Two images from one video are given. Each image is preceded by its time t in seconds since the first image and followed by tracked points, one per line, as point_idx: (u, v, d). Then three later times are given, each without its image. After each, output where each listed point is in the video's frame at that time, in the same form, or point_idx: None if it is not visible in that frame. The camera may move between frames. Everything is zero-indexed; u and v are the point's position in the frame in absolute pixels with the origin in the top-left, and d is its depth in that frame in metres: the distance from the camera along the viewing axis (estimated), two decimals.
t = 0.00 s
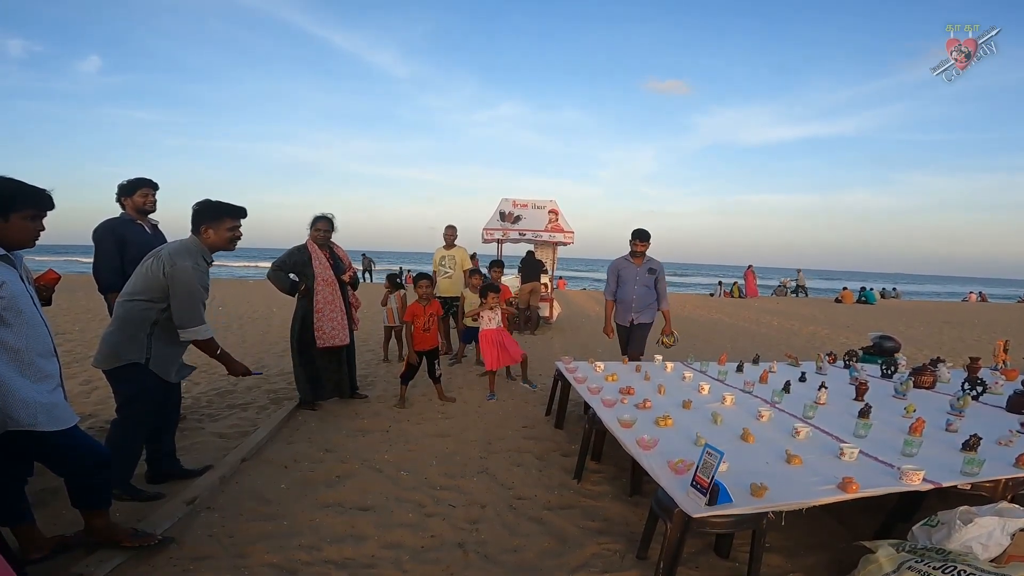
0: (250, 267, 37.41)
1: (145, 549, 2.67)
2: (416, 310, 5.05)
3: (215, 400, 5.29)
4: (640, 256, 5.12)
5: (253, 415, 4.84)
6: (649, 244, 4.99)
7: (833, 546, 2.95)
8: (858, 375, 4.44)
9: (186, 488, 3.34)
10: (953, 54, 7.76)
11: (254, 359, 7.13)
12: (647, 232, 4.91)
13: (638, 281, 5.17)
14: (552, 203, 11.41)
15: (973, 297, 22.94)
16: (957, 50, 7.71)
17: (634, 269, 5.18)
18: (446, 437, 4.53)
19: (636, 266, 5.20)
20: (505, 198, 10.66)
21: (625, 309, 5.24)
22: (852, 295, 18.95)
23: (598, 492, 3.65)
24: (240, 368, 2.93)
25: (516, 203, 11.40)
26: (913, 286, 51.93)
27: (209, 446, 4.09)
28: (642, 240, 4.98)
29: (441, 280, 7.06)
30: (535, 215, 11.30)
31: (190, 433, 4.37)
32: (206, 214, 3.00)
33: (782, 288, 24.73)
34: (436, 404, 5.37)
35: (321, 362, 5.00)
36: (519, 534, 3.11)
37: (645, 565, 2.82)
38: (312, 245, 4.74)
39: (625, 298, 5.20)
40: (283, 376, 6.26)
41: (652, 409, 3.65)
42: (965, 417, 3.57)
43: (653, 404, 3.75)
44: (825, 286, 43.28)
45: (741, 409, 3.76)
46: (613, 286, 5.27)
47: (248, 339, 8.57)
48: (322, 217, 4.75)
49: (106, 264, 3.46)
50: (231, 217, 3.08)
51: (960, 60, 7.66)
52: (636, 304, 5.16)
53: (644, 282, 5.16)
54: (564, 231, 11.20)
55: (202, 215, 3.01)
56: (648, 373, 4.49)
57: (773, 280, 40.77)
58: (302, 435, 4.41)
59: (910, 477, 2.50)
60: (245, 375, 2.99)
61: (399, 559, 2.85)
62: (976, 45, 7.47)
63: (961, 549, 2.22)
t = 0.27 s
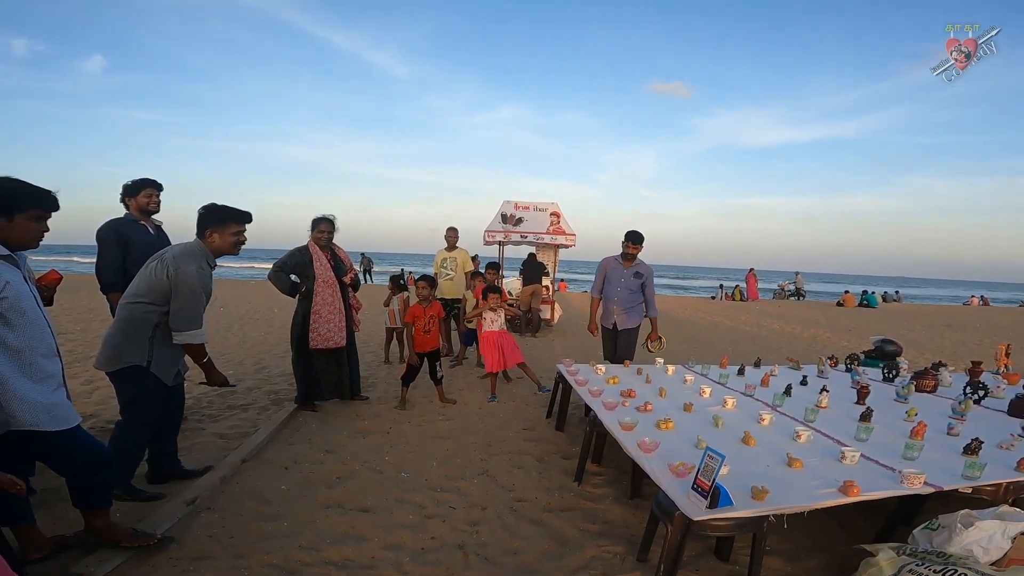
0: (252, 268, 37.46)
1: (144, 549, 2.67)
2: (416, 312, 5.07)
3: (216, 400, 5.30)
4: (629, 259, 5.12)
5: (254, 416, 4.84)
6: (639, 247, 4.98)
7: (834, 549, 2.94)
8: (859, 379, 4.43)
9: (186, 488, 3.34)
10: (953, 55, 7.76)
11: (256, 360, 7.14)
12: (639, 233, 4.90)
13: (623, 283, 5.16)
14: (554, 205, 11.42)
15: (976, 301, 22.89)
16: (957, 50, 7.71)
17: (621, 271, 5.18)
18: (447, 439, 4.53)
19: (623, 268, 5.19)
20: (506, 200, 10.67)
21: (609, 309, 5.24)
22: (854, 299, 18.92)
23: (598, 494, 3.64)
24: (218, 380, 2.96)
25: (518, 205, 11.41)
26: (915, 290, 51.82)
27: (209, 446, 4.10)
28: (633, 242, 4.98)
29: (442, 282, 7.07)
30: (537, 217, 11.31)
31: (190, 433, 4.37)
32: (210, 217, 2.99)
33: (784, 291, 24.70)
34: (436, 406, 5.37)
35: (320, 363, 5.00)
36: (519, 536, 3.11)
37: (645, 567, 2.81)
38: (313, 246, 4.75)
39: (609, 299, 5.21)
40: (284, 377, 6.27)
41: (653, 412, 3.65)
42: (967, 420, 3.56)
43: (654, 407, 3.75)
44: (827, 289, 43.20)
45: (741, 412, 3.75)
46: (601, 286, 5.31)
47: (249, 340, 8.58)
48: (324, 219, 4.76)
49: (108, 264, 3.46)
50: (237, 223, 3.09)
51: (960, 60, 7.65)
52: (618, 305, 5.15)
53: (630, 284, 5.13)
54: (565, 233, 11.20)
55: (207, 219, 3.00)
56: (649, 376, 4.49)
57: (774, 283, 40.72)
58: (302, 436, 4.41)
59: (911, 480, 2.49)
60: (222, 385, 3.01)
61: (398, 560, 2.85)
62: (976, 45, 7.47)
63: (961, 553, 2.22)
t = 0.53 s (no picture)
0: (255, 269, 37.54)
1: (145, 549, 2.68)
2: (419, 313, 5.08)
3: (219, 401, 5.31)
4: (616, 256, 5.13)
5: (256, 416, 4.85)
6: (625, 244, 5.00)
7: (836, 551, 2.93)
8: (862, 381, 4.42)
9: (188, 488, 3.35)
10: (954, 54, 7.75)
11: (258, 360, 7.15)
12: (625, 232, 4.91)
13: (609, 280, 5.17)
14: (556, 206, 11.43)
15: (979, 303, 22.84)
16: (957, 50, 7.70)
17: (609, 269, 5.18)
18: (449, 440, 4.53)
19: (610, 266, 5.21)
20: (508, 200, 10.71)
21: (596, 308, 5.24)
22: (857, 300, 18.87)
23: (600, 496, 3.64)
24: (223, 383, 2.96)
25: (520, 206, 11.42)
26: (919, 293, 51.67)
27: (211, 446, 4.11)
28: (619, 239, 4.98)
29: (444, 282, 7.08)
30: (538, 218, 11.32)
31: (193, 433, 4.39)
32: (213, 219, 2.98)
33: (787, 292, 24.65)
34: (438, 407, 5.38)
35: (321, 364, 5.01)
36: (519, 538, 3.11)
37: (646, 569, 2.81)
38: (314, 247, 4.77)
39: (596, 297, 5.21)
40: (286, 377, 6.29)
41: (655, 413, 3.65)
42: (970, 423, 3.55)
43: (656, 408, 3.75)
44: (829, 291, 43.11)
45: (743, 413, 3.75)
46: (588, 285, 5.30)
47: (252, 340, 8.60)
48: (327, 219, 4.77)
49: (112, 263, 3.46)
50: (241, 223, 3.07)
51: (960, 60, 7.64)
52: (605, 303, 5.15)
53: (619, 281, 5.15)
54: (567, 234, 11.21)
55: (210, 220, 2.99)
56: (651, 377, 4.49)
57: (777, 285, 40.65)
58: (304, 437, 4.42)
59: (913, 482, 2.49)
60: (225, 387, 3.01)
61: (399, 561, 2.85)
62: (976, 45, 7.46)
63: (963, 555, 2.21)
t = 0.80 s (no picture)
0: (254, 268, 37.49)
1: (145, 549, 2.68)
2: (419, 312, 5.08)
3: (218, 400, 5.31)
4: (592, 253, 5.14)
5: (256, 415, 4.85)
6: (599, 242, 5.00)
7: (835, 549, 2.94)
8: (861, 379, 4.43)
9: (188, 488, 3.35)
10: (954, 54, 7.75)
11: (257, 359, 7.15)
12: (599, 229, 4.90)
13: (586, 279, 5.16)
14: (555, 204, 11.42)
15: (978, 300, 22.87)
16: (957, 50, 7.70)
17: (584, 267, 5.17)
18: (449, 438, 4.54)
19: (585, 264, 5.20)
20: (507, 199, 10.70)
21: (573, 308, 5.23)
22: (855, 298, 18.89)
23: (600, 494, 3.65)
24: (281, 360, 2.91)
25: (519, 205, 11.41)
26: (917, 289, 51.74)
27: (211, 445, 4.11)
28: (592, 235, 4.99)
29: (443, 281, 7.07)
30: (538, 217, 11.31)
31: (193, 432, 4.39)
32: (209, 213, 2.97)
33: (785, 290, 24.67)
34: (438, 405, 5.38)
35: (319, 363, 5.01)
36: (520, 536, 3.11)
37: (646, 567, 2.82)
38: (312, 246, 4.76)
39: (573, 297, 5.19)
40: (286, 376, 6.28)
41: (654, 411, 3.65)
42: (969, 420, 3.56)
43: (655, 406, 3.75)
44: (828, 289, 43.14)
45: (743, 411, 3.75)
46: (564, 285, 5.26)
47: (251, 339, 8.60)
48: (324, 218, 4.77)
49: (112, 263, 3.45)
50: (236, 216, 3.05)
51: (960, 60, 7.65)
52: (583, 303, 5.15)
53: (596, 278, 5.18)
54: (566, 232, 11.20)
55: (205, 215, 2.98)
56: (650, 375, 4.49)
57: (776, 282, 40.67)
58: (304, 436, 4.42)
59: (912, 479, 2.49)
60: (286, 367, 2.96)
61: (399, 560, 2.85)
62: (976, 45, 7.47)
63: (962, 552, 2.22)
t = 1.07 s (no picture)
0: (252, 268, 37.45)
1: (145, 550, 2.68)
2: (418, 313, 5.05)
3: (217, 401, 5.30)
4: (574, 250, 5.14)
5: (255, 416, 4.85)
6: (581, 239, 5.00)
7: (835, 547, 2.94)
8: (860, 377, 4.44)
9: (187, 488, 3.34)
10: (954, 54, 7.76)
11: (256, 360, 7.15)
12: (578, 226, 4.89)
13: (573, 277, 5.15)
14: (554, 204, 11.42)
15: (975, 299, 22.92)
16: (957, 50, 7.71)
17: (568, 265, 5.16)
18: (448, 438, 4.53)
19: (570, 262, 5.19)
20: (506, 199, 10.70)
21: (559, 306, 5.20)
22: (854, 297, 18.92)
23: (599, 493, 3.65)
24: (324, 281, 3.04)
25: (518, 205, 11.41)
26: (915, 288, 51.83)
27: (211, 446, 4.11)
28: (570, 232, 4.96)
29: (442, 281, 7.07)
30: (536, 216, 11.31)
31: (192, 433, 4.38)
32: (200, 206, 2.94)
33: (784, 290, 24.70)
34: (437, 406, 5.37)
35: (315, 364, 5.00)
36: (520, 536, 3.11)
37: (646, 566, 2.82)
38: (309, 247, 4.76)
39: (559, 295, 5.16)
40: (285, 377, 6.28)
41: (653, 410, 3.65)
42: (967, 418, 3.56)
43: (654, 405, 3.75)
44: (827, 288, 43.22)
45: (742, 410, 3.75)
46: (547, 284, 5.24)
47: (249, 340, 8.59)
48: (322, 219, 4.76)
49: (109, 264, 3.44)
50: (224, 203, 3.00)
51: (960, 60, 7.65)
52: (570, 301, 5.13)
53: (582, 275, 5.17)
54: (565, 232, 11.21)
55: (193, 209, 2.95)
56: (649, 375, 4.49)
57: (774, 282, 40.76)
58: (303, 436, 4.41)
59: (911, 477, 2.49)
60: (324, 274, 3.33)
61: (399, 560, 2.85)
62: (976, 44, 7.47)
63: (962, 550, 2.22)
